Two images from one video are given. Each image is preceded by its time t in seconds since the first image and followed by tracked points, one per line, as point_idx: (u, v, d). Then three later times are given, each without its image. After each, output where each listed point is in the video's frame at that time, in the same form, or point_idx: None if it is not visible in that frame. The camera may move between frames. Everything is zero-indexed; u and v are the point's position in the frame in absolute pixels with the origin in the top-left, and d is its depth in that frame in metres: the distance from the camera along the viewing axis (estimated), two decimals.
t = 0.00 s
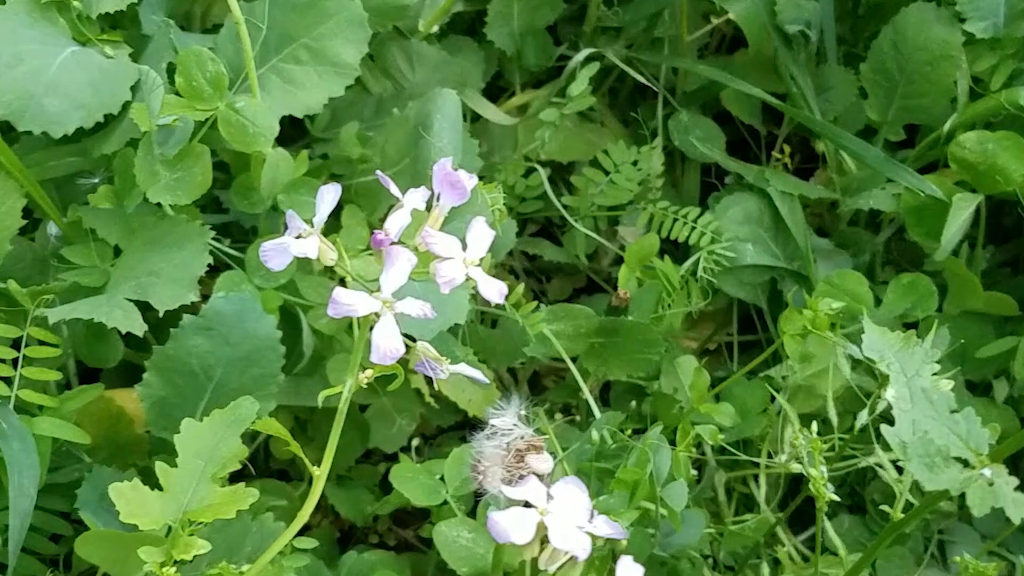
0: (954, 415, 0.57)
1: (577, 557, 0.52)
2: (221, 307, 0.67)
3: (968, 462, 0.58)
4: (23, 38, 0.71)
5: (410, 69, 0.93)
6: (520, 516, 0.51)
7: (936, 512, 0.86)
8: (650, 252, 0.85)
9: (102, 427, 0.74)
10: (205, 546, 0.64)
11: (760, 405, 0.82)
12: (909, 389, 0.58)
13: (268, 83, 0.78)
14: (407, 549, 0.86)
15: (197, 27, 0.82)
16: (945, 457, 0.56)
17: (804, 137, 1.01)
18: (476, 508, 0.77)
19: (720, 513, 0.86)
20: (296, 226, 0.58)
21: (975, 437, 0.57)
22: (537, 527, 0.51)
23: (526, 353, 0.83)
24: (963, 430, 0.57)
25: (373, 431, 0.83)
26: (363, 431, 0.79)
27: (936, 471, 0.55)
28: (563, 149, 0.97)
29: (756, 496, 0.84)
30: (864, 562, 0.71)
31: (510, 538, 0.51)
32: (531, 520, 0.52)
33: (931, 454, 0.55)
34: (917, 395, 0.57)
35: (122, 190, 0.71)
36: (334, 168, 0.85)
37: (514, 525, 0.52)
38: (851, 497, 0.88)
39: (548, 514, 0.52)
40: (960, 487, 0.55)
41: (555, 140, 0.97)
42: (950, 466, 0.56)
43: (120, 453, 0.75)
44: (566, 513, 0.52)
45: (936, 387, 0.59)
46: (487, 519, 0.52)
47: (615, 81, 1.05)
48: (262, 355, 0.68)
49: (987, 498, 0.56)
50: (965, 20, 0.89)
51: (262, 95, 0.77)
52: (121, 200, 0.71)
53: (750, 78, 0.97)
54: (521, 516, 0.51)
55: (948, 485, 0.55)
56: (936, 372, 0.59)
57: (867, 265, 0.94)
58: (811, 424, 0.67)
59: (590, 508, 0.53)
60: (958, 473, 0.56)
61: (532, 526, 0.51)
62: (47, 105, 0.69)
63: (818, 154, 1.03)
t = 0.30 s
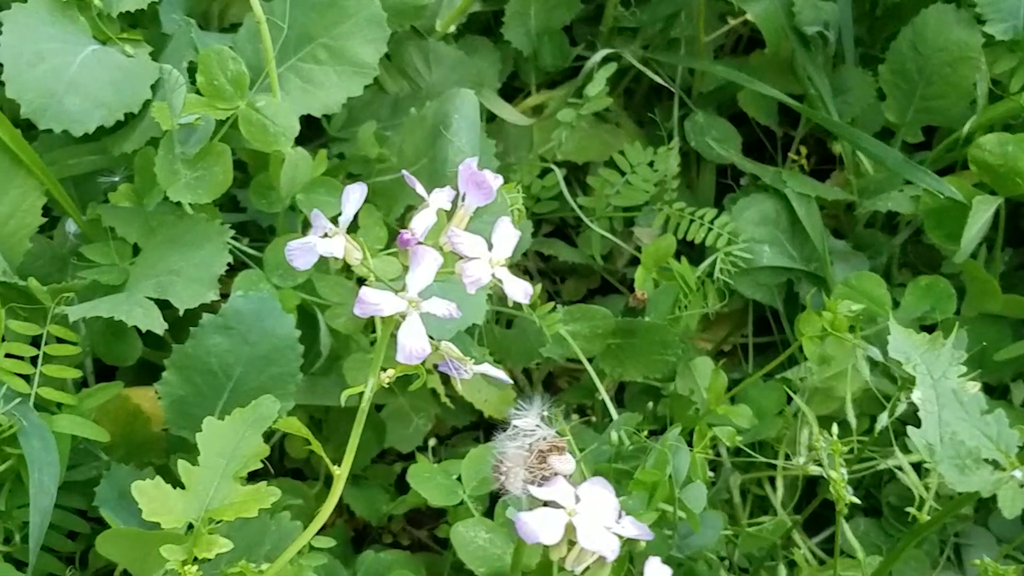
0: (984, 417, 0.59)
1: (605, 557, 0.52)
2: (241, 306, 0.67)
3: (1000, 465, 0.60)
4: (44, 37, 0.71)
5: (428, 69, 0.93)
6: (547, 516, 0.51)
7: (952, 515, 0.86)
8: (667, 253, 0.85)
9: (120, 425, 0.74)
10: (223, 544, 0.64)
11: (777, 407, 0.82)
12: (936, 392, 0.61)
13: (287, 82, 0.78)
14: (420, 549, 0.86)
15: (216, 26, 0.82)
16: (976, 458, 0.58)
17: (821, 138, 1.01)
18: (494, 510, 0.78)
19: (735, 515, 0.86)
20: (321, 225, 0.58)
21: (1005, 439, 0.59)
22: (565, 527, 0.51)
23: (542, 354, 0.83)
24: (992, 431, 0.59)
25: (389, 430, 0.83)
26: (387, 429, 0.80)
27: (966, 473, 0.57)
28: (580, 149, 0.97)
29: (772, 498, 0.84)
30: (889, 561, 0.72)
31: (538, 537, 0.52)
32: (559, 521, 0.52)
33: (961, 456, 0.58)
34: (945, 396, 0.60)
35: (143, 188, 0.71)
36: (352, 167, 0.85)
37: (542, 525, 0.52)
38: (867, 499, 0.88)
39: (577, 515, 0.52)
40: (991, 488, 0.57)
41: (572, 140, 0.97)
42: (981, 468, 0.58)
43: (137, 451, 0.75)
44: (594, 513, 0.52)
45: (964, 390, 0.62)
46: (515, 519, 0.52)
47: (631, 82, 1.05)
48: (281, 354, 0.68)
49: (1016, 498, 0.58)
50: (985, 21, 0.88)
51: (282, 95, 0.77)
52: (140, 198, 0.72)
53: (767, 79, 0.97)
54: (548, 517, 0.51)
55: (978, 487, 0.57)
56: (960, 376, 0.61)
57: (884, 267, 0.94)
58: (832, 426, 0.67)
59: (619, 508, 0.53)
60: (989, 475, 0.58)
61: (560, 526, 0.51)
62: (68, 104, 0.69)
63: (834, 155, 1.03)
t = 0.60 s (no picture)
0: (1010, 420, 0.62)
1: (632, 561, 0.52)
2: (257, 306, 0.67)
3: None
4: (61, 35, 0.70)
5: (442, 69, 0.93)
6: (573, 519, 0.52)
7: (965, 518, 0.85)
8: (681, 255, 0.85)
9: (134, 423, 0.74)
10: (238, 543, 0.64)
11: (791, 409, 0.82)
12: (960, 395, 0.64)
13: (303, 82, 0.78)
14: (432, 549, 0.86)
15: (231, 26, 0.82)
16: (1002, 462, 0.61)
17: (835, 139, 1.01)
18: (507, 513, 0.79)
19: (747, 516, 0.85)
20: (343, 225, 0.58)
21: None
22: (591, 531, 0.52)
23: (556, 355, 0.83)
24: (1017, 435, 0.61)
25: (402, 430, 0.83)
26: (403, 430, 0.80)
27: (992, 478, 0.61)
28: (594, 150, 0.97)
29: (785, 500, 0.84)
30: (915, 562, 0.74)
31: (564, 540, 0.52)
32: (585, 525, 0.52)
33: (987, 461, 0.61)
34: (969, 401, 0.62)
35: (159, 187, 0.72)
36: (366, 167, 0.85)
37: (568, 528, 0.52)
38: (880, 501, 0.88)
39: (603, 518, 0.52)
40: (1017, 493, 0.60)
41: (586, 141, 0.97)
42: (1007, 472, 0.61)
43: (151, 449, 0.75)
44: (620, 516, 0.53)
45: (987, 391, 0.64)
46: (542, 523, 0.52)
47: (644, 83, 1.05)
48: (297, 353, 0.68)
49: None
50: (1001, 23, 0.87)
51: (297, 94, 0.77)
52: (156, 197, 0.72)
53: (782, 81, 0.97)
54: (575, 520, 0.51)
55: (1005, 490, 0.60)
56: (983, 377, 0.64)
57: (897, 269, 0.94)
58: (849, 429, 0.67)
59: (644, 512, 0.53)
60: (1014, 479, 0.61)
61: (587, 529, 0.52)
62: (85, 102, 0.69)
63: (848, 157, 1.03)
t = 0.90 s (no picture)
0: None
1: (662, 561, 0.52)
2: (277, 305, 0.67)
3: None
4: (81, 34, 0.70)
5: (459, 69, 0.93)
6: (604, 518, 0.52)
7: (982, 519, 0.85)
8: (698, 255, 0.85)
9: (150, 422, 0.75)
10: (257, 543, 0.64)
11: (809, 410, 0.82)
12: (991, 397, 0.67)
13: (321, 81, 0.78)
14: (447, 549, 0.86)
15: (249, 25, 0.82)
16: None
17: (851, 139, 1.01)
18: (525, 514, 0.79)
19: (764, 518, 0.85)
20: (370, 224, 0.58)
21: None
22: (621, 530, 0.52)
23: (574, 355, 0.83)
24: None
25: (418, 429, 0.83)
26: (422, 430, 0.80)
27: None
28: (610, 150, 0.97)
29: (801, 501, 0.84)
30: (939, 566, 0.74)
31: (595, 540, 0.52)
32: (615, 524, 0.53)
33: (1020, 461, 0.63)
34: (999, 402, 0.65)
35: (179, 187, 0.72)
36: (382, 167, 0.85)
37: (598, 527, 0.53)
38: (897, 502, 0.88)
39: (633, 518, 0.53)
40: None
41: (602, 141, 0.97)
42: None
43: (169, 448, 0.75)
44: (650, 517, 0.53)
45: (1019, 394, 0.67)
46: (572, 522, 0.52)
47: (659, 82, 1.05)
48: (316, 352, 0.68)
49: None
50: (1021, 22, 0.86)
51: (316, 94, 0.77)
52: (176, 197, 0.72)
53: (799, 81, 0.97)
54: (604, 519, 0.52)
55: None
56: (1013, 380, 0.67)
57: (915, 269, 0.94)
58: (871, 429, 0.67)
59: (674, 512, 0.53)
60: None
61: (617, 529, 0.52)
62: (106, 101, 0.69)
63: (864, 157, 1.03)
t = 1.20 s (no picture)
0: None
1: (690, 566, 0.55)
2: (294, 306, 0.67)
3: None
4: (98, 34, 0.71)
5: (473, 70, 0.93)
6: (633, 525, 0.55)
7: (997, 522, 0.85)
8: (712, 257, 0.85)
9: (163, 422, 0.74)
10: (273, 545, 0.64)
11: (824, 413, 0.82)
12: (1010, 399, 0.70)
13: (336, 83, 0.78)
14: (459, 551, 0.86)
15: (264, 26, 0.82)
16: None
17: (865, 141, 1.01)
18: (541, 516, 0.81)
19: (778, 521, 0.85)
20: (394, 227, 0.59)
21: None
22: (649, 537, 0.55)
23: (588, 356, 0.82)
24: None
25: (432, 431, 0.83)
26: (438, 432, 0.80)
27: None
28: (624, 151, 0.97)
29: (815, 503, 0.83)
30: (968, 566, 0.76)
31: (624, 545, 0.55)
32: (643, 531, 0.55)
33: None
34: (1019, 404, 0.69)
35: (196, 187, 0.72)
36: (397, 168, 0.85)
37: (628, 534, 0.56)
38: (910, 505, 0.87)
39: (661, 524, 0.56)
40: None
41: (616, 142, 0.96)
42: None
43: (183, 448, 0.75)
44: (678, 523, 0.56)
45: None
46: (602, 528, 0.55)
47: (672, 84, 1.04)
48: (333, 354, 0.68)
49: None
50: None
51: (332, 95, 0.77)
52: (193, 197, 0.72)
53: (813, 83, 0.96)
54: (633, 526, 0.54)
55: None
56: None
57: (929, 271, 0.94)
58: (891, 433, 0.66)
59: (700, 519, 0.56)
60: None
61: (646, 535, 0.55)
62: (123, 102, 0.69)
63: (878, 159, 1.03)
